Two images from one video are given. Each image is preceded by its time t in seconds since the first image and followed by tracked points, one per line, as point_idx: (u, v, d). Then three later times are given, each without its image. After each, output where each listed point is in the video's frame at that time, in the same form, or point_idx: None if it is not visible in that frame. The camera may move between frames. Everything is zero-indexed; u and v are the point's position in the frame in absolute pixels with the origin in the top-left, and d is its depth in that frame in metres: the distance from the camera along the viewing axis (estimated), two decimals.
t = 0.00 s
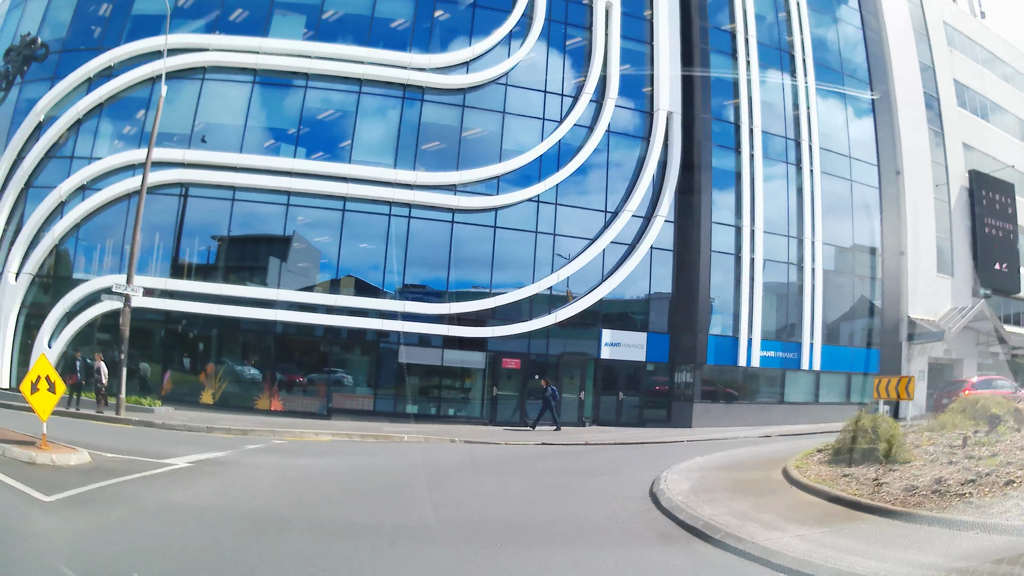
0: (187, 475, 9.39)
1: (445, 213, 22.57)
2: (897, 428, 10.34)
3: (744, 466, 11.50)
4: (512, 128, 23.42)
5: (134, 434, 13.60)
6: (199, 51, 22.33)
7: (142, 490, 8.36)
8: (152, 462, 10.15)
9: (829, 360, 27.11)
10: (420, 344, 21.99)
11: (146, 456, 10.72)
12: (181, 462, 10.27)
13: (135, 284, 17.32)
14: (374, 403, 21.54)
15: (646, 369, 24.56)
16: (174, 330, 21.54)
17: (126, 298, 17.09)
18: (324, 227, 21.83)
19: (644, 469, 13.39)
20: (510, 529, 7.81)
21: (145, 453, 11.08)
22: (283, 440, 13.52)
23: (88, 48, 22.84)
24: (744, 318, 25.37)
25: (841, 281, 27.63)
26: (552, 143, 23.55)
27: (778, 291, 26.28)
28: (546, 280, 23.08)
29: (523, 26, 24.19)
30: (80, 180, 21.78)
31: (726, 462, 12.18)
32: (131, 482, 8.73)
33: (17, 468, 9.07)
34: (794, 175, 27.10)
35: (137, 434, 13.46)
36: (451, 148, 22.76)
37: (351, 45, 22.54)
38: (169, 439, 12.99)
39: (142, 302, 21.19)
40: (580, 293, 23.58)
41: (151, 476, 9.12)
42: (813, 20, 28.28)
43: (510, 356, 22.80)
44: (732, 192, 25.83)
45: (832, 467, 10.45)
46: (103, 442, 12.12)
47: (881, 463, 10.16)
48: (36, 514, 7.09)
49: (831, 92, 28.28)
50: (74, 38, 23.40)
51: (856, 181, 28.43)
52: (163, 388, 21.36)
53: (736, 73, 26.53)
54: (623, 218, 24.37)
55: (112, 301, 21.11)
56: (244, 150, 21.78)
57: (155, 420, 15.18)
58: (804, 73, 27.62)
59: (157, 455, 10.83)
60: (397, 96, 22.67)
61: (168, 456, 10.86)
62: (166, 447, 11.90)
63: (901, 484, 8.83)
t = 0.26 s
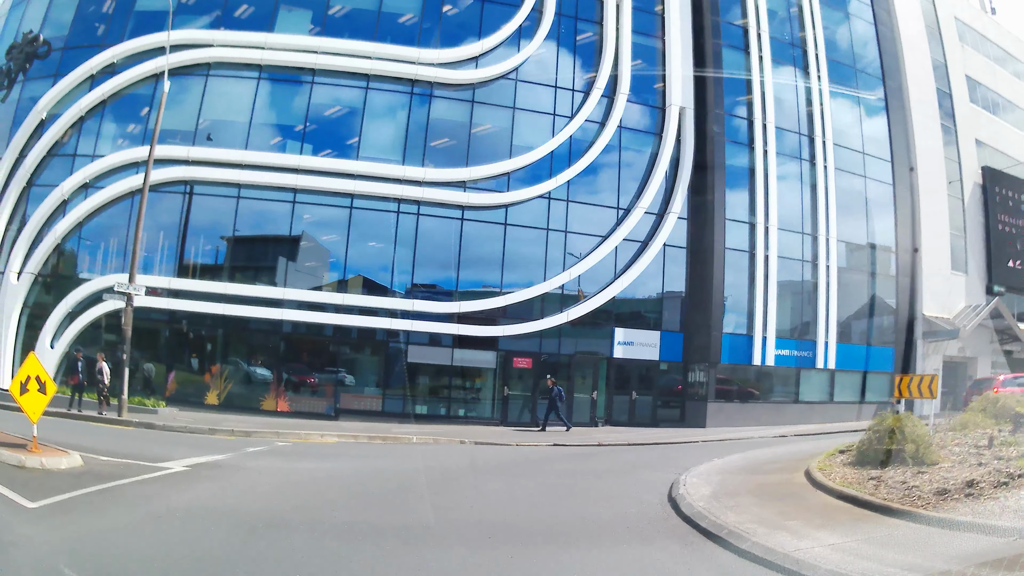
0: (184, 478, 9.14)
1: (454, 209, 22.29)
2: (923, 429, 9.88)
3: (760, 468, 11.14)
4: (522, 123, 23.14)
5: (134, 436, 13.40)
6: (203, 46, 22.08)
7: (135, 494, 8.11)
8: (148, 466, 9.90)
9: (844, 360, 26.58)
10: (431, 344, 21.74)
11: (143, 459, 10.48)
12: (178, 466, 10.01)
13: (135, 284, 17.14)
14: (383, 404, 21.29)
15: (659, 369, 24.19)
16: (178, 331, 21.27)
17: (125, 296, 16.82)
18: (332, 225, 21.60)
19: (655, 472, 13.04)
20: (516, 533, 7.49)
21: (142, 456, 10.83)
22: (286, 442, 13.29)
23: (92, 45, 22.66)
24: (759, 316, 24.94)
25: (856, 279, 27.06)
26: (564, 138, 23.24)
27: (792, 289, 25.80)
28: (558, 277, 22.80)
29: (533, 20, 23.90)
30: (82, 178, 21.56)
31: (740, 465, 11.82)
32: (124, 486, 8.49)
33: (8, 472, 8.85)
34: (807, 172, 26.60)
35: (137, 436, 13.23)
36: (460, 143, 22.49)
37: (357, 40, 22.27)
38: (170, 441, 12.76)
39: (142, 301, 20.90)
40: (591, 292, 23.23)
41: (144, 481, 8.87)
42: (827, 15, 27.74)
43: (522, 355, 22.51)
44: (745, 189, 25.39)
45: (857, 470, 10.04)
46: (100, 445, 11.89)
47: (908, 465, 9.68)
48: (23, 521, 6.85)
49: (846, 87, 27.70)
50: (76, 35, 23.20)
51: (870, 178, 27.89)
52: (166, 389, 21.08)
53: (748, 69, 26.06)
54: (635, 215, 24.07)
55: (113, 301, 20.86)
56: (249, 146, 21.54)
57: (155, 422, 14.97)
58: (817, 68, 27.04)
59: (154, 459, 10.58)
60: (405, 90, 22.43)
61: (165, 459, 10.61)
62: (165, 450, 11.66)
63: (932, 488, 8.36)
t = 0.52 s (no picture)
0: (172, 489, 8.72)
1: (467, 206, 21.88)
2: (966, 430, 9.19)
3: (782, 475, 10.57)
4: (536, 117, 22.68)
5: (131, 442, 13.04)
6: (206, 41, 21.75)
7: (117, 506, 7.69)
8: (136, 475, 9.48)
9: (867, 359, 25.83)
10: (444, 344, 21.31)
11: (133, 468, 10.07)
12: (167, 475, 9.60)
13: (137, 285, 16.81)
14: (394, 407, 20.87)
15: (678, 369, 23.67)
16: (185, 333, 20.89)
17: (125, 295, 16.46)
18: (341, 223, 21.22)
19: (670, 479, 12.49)
20: (523, 549, 6.99)
21: (134, 464, 10.43)
22: (289, 448, 12.89)
23: (94, 42, 22.41)
24: (779, 314, 24.32)
25: (879, 277, 26.26)
26: (579, 133, 22.76)
27: (812, 287, 25.11)
28: (575, 274, 22.34)
29: (546, 13, 23.45)
30: (85, 177, 21.27)
31: (760, 472, 11.25)
32: (105, 498, 8.07)
33: None
34: (827, 167, 25.88)
35: (134, 443, 12.85)
36: (472, 138, 22.05)
37: (366, 33, 21.87)
38: (167, 448, 12.37)
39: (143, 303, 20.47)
40: (607, 292, 22.72)
41: (129, 492, 8.45)
42: (846, 6, 27.02)
43: (538, 356, 22.05)
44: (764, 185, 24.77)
45: (896, 476, 9.38)
46: (91, 451, 11.49)
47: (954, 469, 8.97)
48: None
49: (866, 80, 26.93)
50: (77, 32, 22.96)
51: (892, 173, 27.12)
52: (172, 394, 20.70)
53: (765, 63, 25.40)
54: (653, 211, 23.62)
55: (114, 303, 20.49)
56: (255, 143, 21.20)
57: (153, 427, 14.63)
58: (836, 61, 26.33)
59: (144, 467, 10.16)
60: (416, 85, 22.05)
61: (157, 467, 10.20)
62: (159, 457, 11.26)
63: (982, 492, 7.68)
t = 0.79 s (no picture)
0: (154, 502, 8.29)
1: (476, 203, 21.46)
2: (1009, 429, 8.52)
3: (799, 484, 10.04)
4: (546, 112, 22.24)
5: (123, 449, 12.66)
6: (205, 36, 21.41)
7: (92, 522, 7.26)
8: (119, 486, 9.07)
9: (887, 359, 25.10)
10: (453, 346, 20.88)
11: (117, 478, 9.65)
12: (151, 485, 9.17)
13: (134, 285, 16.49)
14: (402, 410, 20.42)
15: (693, 369, 23.18)
16: (188, 336, 20.50)
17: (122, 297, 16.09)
18: (345, 222, 20.84)
19: (681, 486, 11.97)
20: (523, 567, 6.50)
21: (120, 473, 10.03)
22: (287, 456, 12.47)
23: (92, 40, 22.19)
24: (797, 312, 23.77)
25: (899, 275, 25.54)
26: (590, 127, 22.29)
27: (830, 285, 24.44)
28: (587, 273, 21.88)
29: (555, 6, 23.04)
30: (83, 176, 20.98)
31: (776, 481, 10.71)
32: (80, 512, 7.64)
33: None
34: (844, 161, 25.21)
35: (127, 450, 12.47)
36: (479, 134, 21.62)
37: (370, 27, 21.48)
38: (160, 455, 11.99)
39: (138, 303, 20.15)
40: (619, 292, 22.23)
41: (107, 505, 8.02)
42: None
43: (549, 357, 21.56)
44: (779, 181, 24.19)
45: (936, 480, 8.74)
46: (78, 459, 11.10)
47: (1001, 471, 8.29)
48: None
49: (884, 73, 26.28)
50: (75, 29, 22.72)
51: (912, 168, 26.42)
52: (172, 398, 20.29)
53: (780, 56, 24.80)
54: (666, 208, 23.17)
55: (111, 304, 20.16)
56: (257, 140, 20.85)
57: (148, 433, 14.26)
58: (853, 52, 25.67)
59: (128, 477, 9.75)
60: (423, 80, 21.67)
61: (143, 476, 9.82)
62: (148, 466, 10.86)
63: None
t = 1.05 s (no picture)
0: (129, 516, 7.92)
1: (482, 199, 21.06)
2: None
3: (812, 495, 9.53)
4: (552, 106, 21.82)
5: (111, 453, 12.39)
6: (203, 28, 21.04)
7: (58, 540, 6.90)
8: (95, 497, 8.72)
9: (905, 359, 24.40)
10: (459, 347, 20.46)
11: (95, 487, 9.31)
12: (128, 496, 8.80)
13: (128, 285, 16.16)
14: (406, 413, 20.04)
15: (706, 369, 22.68)
16: (186, 335, 20.19)
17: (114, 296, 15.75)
18: (347, 219, 20.48)
19: (687, 493, 11.50)
20: None
21: (100, 481, 9.69)
22: (280, 462, 12.15)
23: (88, 34, 21.93)
24: (811, 310, 23.22)
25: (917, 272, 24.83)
26: (599, 121, 21.86)
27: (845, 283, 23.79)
28: (596, 271, 21.46)
29: None
30: (78, 173, 20.77)
31: (788, 490, 10.21)
32: (46, 530, 7.29)
33: None
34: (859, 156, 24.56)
35: (116, 455, 12.19)
36: (484, 128, 21.22)
37: (373, 18, 21.10)
38: (149, 461, 11.69)
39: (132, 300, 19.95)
40: (627, 292, 21.79)
41: (78, 520, 7.66)
42: None
43: (557, 358, 21.10)
44: (792, 176, 23.62)
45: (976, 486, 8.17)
46: (61, 465, 10.81)
47: None
48: None
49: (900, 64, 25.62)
50: (71, 23, 22.45)
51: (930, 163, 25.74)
52: (171, 399, 20.06)
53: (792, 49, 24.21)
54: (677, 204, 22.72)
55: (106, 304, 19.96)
56: (256, 134, 20.51)
57: (137, 438, 13.98)
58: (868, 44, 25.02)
59: (108, 486, 9.41)
60: (427, 72, 21.28)
61: (121, 485, 9.45)
62: (132, 473, 10.55)
63: None
